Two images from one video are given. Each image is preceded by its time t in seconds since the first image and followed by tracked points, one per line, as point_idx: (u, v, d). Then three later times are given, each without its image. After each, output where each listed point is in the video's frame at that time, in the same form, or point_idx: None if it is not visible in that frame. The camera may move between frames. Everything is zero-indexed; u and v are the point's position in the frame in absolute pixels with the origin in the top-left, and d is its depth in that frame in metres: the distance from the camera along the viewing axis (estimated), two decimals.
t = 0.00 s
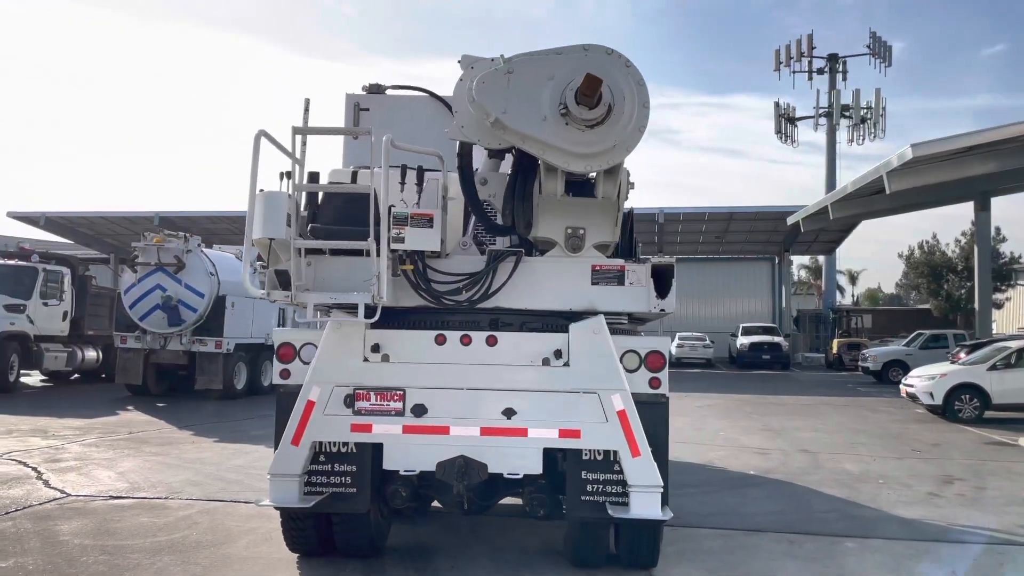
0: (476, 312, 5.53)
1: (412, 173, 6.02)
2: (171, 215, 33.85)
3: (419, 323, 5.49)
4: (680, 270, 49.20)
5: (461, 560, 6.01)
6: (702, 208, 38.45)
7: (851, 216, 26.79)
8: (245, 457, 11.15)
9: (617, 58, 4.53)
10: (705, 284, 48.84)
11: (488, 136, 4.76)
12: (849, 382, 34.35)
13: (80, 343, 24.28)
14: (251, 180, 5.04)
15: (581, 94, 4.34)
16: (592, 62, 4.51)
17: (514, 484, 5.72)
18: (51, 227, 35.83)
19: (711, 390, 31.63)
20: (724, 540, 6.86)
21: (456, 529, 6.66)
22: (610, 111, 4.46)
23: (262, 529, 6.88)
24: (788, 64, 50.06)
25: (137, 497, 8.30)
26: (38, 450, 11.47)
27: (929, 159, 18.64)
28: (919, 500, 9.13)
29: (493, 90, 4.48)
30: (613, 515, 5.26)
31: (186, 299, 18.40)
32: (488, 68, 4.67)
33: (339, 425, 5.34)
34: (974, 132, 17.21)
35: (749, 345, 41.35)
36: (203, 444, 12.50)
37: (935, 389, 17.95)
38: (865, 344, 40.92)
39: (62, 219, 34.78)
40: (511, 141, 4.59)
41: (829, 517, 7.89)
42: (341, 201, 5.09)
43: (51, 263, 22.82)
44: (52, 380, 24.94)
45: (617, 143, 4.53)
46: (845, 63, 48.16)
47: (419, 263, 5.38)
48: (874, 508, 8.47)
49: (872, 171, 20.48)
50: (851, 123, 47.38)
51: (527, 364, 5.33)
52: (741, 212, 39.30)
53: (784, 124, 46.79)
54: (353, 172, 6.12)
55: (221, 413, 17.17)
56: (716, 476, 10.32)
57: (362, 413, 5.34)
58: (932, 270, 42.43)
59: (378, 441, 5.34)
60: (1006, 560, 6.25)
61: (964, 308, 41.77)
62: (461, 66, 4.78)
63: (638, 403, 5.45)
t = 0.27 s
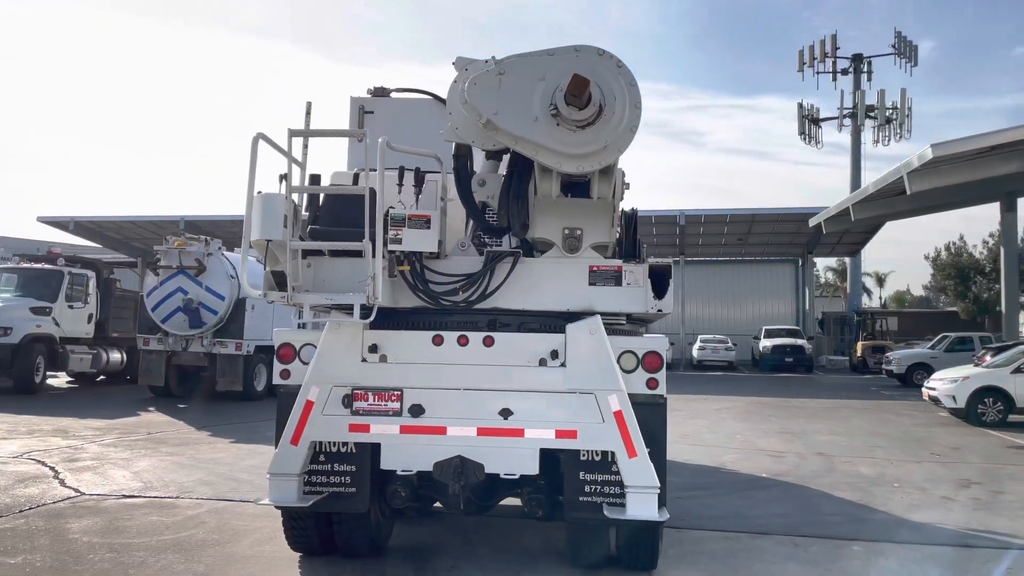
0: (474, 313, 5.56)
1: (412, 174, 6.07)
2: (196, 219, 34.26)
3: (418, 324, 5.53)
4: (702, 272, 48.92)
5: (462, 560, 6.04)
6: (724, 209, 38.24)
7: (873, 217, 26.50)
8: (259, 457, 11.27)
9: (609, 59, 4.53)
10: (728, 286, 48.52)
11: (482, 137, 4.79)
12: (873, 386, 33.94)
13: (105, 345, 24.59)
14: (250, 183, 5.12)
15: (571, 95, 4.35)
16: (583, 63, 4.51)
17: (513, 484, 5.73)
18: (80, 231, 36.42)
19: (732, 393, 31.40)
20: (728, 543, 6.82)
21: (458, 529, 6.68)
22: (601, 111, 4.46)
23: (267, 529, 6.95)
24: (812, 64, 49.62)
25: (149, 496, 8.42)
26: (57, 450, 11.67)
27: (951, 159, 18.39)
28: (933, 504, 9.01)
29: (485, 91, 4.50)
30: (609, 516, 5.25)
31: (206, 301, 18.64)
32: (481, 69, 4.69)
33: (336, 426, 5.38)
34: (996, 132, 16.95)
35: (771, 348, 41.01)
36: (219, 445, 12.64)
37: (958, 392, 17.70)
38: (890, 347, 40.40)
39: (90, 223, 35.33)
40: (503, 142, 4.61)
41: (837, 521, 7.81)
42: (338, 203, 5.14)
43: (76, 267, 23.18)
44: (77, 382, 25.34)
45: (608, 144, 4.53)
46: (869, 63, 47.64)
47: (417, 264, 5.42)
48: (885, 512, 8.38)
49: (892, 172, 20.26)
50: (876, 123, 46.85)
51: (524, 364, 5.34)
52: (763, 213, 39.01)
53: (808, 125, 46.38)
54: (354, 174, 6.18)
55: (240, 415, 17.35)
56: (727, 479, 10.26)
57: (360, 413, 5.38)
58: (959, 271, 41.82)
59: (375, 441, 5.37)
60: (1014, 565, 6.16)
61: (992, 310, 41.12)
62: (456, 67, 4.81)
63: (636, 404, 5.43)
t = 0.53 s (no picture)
0: (464, 313, 5.58)
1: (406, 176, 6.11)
2: (218, 223, 34.64)
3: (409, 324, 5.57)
4: (722, 274, 48.64)
5: (456, 559, 6.07)
6: (744, 211, 38.01)
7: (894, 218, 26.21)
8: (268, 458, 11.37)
9: (592, 59, 4.54)
10: (749, 288, 48.20)
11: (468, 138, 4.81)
12: (895, 389, 33.53)
13: (126, 346, 24.89)
14: (242, 183, 5.17)
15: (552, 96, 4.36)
16: (566, 64, 4.53)
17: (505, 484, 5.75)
18: (105, 235, 36.97)
19: (751, 395, 31.19)
20: (726, 544, 6.79)
21: (455, 529, 6.70)
22: (583, 112, 4.47)
23: (267, 527, 7.02)
24: (834, 65, 49.17)
25: (156, 495, 8.54)
26: (72, 450, 11.85)
27: (969, 159, 18.16)
28: (942, 507, 8.90)
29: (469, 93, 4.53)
30: (598, 516, 5.25)
31: (223, 303, 18.83)
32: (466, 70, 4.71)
33: (328, 425, 5.44)
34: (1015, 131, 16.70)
35: (792, 351, 40.67)
36: (230, 445, 12.78)
37: (977, 395, 17.46)
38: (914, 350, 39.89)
39: (114, 226, 35.84)
40: (487, 143, 4.63)
41: (840, 523, 7.74)
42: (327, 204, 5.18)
43: (98, 270, 23.53)
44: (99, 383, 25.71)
45: (592, 144, 4.54)
46: (892, 63, 47.12)
47: (407, 265, 5.46)
48: (891, 514, 8.29)
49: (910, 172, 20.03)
50: (899, 123, 46.31)
51: (513, 364, 5.37)
52: (783, 215, 38.72)
53: (830, 126, 45.95)
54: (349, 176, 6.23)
55: (255, 416, 17.51)
56: (733, 482, 10.20)
57: (352, 412, 5.43)
58: (985, 273, 41.20)
59: (366, 440, 5.42)
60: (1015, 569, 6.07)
61: (1019, 312, 40.46)
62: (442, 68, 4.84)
63: (625, 404, 5.43)
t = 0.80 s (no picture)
0: (455, 317, 5.58)
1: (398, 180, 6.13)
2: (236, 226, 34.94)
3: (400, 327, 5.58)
4: (740, 275, 48.34)
5: (450, 561, 6.09)
6: (761, 212, 37.76)
7: (912, 218, 25.93)
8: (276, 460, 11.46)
9: (575, 63, 4.54)
10: (767, 289, 47.86)
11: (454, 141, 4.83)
12: (916, 391, 33.16)
13: (144, 348, 25.16)
14: (232, 189, 5.20)
15: (534, 100, 4.37)
16: (549, 68, 4.53)
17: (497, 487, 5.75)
18: (126, 238, 37.39)
19: (768, 397, 30.97)
20: (723, 548, 6.75)
21: (451, 532, 6.73)
22: (566, 116, 4.47)
23: (266, 530, 7.08)
24: (854, 63, 48.74)
25: (160, 496, 8.63)
26: (84, 451, 12.01)
27: (986, 158, 17.94)
28: (948, 511, 8.80)
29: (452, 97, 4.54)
30: (587, 520, 5.25)
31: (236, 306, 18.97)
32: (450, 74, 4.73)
33: (320, 427, 5.47)
34: None
35: (811, 352, 40.33)
36: (240, 447, 12.89)
37: (995, 398, 17.24)
38: (936, 351, 39.40)
39: (135, 230, 36.25)
40: (471, 147, 4.64)
41: (841, 527, 7.68)
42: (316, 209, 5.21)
43: (115, 273, 23.81)
44: (118, 385, 26.02)
45: (575, 148, 4.55)
46: (914, 61, 46.63)
47: (398, 268, 5.48)
48: (895, 518, 8.20)
49: (926, 172, 19.82)
50: (921, 122, 45.79)
51: (502, 368, 5.37)
52: (801, 215, 38.42)
53: (850, 125, 45.52)
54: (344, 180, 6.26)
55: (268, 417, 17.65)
56: (739, 486, 10.14)
57: (343, 415, 5.46)
58: (1008, 273, 40.64)
59: (357, 443, 5.45)
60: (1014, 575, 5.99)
61: None
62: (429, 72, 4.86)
63: (615, 407, 5.42)
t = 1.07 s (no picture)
0: (446, 316, 5.59)
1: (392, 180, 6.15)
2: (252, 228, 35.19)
3: (392, 327, 5.61)
4: (757, 276, 48.06)
5: (445, 561, 6.10)
6: (775, 212, 37.55)
7: (928, 217, 25.68)
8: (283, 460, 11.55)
9: (560, 62, 4.54)
10: (784, 290, 47.55)
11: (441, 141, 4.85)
12: (933, 392, 32.82)
13: (159, 350, 25.39)
14: (223, 191, 5.25)
15: (516, 99, 4.38)
16: (533, 67, 4.53)
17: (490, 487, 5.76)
18: (144, 240, 37.75)
19: (783, 398, 30.77)
20: (720, 549, 6.72)
21: (448, 532, 6.75)
22: (550, 115, 4.48)
23: (265, 529, 7.14)
24: (872, 62, 48.34)
25: (165, 496, 8.72)
26: (95, 452, 12.15)
27: (1001, 156, 17.75)
28: (954, 512, 8.70)
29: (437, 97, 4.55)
30: (577, 519, 5.24)
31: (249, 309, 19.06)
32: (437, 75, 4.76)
33: (312, 427, 5.51)
34: None
35: (827, 353, 40.03)
36: (249, 447, 12.99)
37: (1010, 398, 17.03)
38: (954, 352, 38.99)
39: (153, 233, 36.60)
40: (456, 147, 4.66)
41: (842, 528, 7.62)
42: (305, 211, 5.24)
43: (132, 276, 24.04)
44: (135, 386, 26.28)
45: (560, 147, 4.55)
46: (932, 59, 46.18)
47: (389, 269, 5.52)
48: (899, 520, 8.12)
49: (940, 171, 19.63)
50: (940, 120, 45.34)
51: (493, 367, 5.38)
52: (817, 215, 38.16)
53: (868, 124, 45.15)
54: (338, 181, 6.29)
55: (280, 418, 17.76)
56: (744, 487, 10.10)
57: (335, 415, 5.49)
58: None
59: (349, 442, 5.47)
60: None
61: None
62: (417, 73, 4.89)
63: (606, 406, 5.42)
